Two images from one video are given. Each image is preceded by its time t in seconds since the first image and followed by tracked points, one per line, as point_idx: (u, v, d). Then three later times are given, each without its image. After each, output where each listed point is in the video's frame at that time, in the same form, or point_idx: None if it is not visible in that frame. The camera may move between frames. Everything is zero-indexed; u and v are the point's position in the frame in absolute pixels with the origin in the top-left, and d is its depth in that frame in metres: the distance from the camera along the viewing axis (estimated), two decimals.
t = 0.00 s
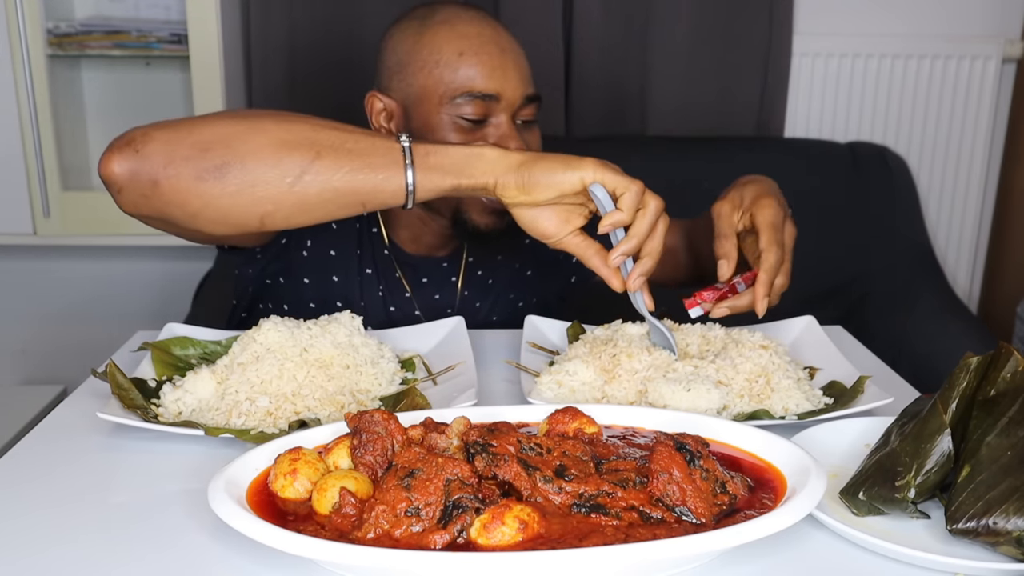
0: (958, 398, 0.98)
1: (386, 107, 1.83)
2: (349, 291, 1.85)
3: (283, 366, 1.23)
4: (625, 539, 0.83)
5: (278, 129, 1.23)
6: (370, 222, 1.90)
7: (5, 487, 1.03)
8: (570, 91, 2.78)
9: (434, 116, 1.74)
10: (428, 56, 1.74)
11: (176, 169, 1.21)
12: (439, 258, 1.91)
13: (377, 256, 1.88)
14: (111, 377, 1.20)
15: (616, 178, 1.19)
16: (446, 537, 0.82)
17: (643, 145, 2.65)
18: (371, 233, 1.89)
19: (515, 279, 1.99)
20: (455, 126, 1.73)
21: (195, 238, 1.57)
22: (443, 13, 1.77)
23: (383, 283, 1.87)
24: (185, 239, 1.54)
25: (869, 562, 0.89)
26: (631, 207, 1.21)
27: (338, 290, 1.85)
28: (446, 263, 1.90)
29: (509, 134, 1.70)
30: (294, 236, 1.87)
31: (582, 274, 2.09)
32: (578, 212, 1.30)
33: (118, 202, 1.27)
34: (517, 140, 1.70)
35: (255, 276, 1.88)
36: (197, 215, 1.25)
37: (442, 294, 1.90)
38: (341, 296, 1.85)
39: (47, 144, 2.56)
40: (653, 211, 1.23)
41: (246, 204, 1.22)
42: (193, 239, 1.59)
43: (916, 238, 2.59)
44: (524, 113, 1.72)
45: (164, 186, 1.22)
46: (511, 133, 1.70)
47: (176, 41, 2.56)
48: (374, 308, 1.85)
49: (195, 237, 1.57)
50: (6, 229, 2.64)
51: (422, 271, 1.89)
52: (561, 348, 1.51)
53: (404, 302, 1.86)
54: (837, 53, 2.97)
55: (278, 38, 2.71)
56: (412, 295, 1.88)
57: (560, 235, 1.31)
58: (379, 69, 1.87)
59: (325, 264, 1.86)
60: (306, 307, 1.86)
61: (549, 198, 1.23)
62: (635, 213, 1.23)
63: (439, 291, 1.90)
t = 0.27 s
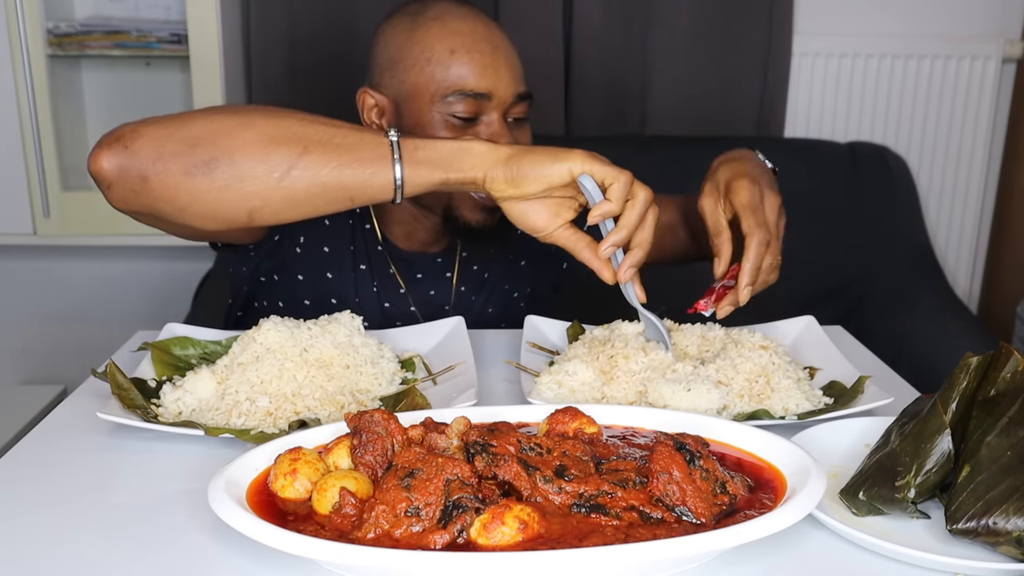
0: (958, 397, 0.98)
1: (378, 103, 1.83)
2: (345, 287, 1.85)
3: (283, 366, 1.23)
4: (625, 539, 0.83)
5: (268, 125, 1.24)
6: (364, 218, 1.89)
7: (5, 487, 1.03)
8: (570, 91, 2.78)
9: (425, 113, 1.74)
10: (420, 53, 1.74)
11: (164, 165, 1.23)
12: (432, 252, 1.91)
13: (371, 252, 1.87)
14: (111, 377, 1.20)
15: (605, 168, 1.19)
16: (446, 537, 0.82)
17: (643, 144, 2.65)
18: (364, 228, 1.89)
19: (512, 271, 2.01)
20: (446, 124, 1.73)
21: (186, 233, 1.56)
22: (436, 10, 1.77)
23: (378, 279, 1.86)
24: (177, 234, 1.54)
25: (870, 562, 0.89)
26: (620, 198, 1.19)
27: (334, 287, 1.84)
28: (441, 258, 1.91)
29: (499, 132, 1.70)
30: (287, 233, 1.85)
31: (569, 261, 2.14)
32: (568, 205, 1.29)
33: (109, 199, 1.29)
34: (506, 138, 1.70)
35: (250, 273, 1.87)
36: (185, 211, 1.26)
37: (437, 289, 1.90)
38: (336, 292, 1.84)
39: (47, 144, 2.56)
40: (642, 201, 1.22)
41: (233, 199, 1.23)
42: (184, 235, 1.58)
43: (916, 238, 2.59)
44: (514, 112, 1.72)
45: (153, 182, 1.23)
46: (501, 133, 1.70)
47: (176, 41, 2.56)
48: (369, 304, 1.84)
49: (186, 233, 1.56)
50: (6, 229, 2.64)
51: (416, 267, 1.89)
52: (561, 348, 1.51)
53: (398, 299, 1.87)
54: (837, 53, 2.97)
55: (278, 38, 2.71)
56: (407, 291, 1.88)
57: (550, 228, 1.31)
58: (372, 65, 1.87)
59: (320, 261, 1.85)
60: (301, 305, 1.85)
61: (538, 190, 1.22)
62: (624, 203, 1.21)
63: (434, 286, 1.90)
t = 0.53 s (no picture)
0: (958, 397, 0.98)
1: (368, 97, 1.83)
2: (341, 282, 1.84)
3: (283, 366, 1.23)
4: (625, 539, 0.83)
5: (261, 122, 1.24)
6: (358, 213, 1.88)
7: (5, 487, 1.03)
8: (570, 91, 2.78)
9: (414, 108, 1.74)
10: (409, 48, 1.74)
11: (161, 160, 1.23)
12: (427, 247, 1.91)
13: (366, 247, 1.87)
14: (111, 376, 1.19)
15: (599, 165, 1.19)
16: (446, 537, 0.82)
17: (643, 144, 2.65)
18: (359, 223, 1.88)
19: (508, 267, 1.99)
20: (435, 119, 1.73)
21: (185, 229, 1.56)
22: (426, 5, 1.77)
23: (373, 274, 1.86)
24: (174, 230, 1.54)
25: (869, 562, 0.89)
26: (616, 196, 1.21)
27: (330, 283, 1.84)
28: (436, 253, 1.91)
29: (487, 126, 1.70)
30: (282, 228, 1.85)
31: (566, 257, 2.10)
32: (563, 203, 1.29)
33: (104, 192, 1.29)
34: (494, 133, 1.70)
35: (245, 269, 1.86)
36: (180, 207, 1.26)
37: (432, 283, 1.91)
38: (332, 288, 1.84)
39: (47, 144, 2.56)
40: (636, 198, 1.24)
41: (228, 195, 1.24)
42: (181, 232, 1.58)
43: (916, 239, 2.59)
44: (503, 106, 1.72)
45: (149, 177, 1.24)
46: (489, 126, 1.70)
47: (176, 41, 2.56)
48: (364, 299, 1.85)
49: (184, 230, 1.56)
50: (6, 229, 2.64)
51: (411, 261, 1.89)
52: (561, 348, 1.51)
53: (393, 294, 1.86)
54: (837, 53, 2.97)
55: (279, 39, 2.71)
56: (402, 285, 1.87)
57: (544, 227, 1.31)
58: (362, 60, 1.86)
59: (315, 256, 1.84)
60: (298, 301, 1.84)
61: (532, 188, 1.22)
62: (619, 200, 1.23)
63: (429, 281, 1.91)
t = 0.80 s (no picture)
0: (957, 397, 0.98)
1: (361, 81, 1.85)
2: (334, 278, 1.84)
3: (283, 366, 1.23)
4: (625, 539, 0.83)
5: (246, 124, 1.24)
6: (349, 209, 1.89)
7: (4, 487, 1.03)
8: (569, 91, 2.78)
9: (397, 92, 1.74)
10: (398, 35, 1.74)
11: (146, 161, 1.23)
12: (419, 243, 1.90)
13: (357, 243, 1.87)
14: (111, 376, 1.19)
15: (582, 166, 1.18)
16: (446, 537, 0.82)
17: (642, 144, 2.65)
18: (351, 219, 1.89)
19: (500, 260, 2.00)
20: (418, 106, 1.72)
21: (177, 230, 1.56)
22: None
23: (365, 269, 1.86)
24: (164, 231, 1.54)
25: (870, 562, 0.89)
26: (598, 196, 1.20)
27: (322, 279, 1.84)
28: (428, 248, 1.90)
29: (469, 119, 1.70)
30: (274, 226, 1.85)
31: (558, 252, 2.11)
32: (549, 204, 1.29)
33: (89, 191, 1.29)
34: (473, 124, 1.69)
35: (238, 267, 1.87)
36: (165, 208, 1.27)
37: (426, 279, 1.90)
38: (326, 284, 1.84)
39: (47, 144, 2.56)
40: (620, 198, 1.23)
41: (213, 198, 1.24)
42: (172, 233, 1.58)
43: (916, 239, 2.59)
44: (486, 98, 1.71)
45: (134, 177, 1.24)
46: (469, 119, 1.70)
47: (176, 41, 2.56)
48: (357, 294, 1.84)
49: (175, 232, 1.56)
50: (5, 229, 2.64)
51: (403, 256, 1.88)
52: (561, 348, 1.51)
53: (386, 289, 1.86)
54: (837, 53, 2.97)
55: (278, 39, 2.71)
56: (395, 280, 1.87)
57: (532, 228, 1.31)
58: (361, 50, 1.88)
59: (307, 252, 1.84)
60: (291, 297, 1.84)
61: (516, 190, 1.22)
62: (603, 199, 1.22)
63: (423, 276, 1.90)
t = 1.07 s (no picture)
0: (957, 397, 0.98)
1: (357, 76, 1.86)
2: (331, 276, 1.84)
3: (283, 366, 1.23)
4: (625, 539, 0.83)
5: (243, 125, 1.24)
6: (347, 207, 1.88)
7: (4, 488, 1.03)
8: (569, 91, 2.79)
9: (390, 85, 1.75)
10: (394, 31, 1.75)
11: (143, 162, 1.23)
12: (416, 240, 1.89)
13: (354, 240, 1.87)
14: (111, 377, 1.19)
15: (576, 168, 1.18)
16: (446, 537, 0.82)
17: (641, 144, 2.65)
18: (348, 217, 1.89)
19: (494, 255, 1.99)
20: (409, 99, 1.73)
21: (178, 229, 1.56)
22: None
23: (361, 266, 1.86)
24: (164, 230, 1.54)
25: (870, 562, 0.89)
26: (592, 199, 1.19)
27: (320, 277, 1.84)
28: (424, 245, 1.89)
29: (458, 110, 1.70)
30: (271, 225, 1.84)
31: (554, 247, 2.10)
32: (547, 205, 1.28)
33: (89, 191, 1.30)
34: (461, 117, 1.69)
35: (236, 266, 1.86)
36: (162, 208, 1.27)
37: (422, 275, 1.90)
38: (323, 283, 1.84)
39: (47, 144, 2.56)
40: (614, 201, 1.21)
41: (210, 198, 1.24)
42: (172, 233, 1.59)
43: (915, 239, 2.59)
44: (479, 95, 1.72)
45: (132, 178, 1.24)
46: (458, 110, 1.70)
47: (176, 41, 2.56)
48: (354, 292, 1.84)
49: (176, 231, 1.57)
50: (5, 229, 2.64)
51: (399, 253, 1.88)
52: (561, 348, 1.51)
53: (382, 286, 1.86)
54: (837, 53, 2.97)
55: (278, 39, 2.72)
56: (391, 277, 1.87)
57: (530, 229, 1.30)
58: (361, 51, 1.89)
59: (305, 251, 1.84)
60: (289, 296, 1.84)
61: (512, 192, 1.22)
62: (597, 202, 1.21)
63: (420, 273, 1.90)
